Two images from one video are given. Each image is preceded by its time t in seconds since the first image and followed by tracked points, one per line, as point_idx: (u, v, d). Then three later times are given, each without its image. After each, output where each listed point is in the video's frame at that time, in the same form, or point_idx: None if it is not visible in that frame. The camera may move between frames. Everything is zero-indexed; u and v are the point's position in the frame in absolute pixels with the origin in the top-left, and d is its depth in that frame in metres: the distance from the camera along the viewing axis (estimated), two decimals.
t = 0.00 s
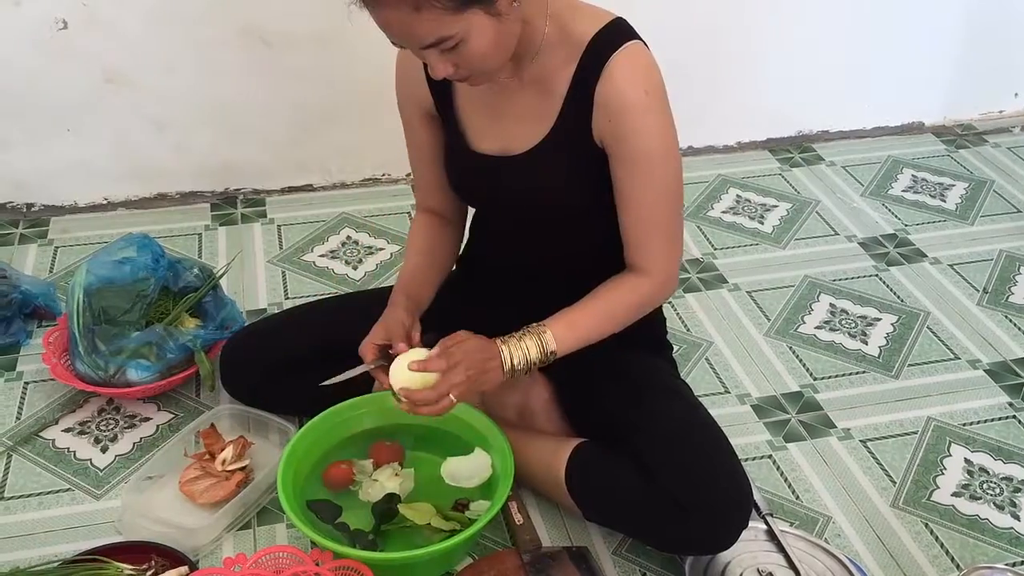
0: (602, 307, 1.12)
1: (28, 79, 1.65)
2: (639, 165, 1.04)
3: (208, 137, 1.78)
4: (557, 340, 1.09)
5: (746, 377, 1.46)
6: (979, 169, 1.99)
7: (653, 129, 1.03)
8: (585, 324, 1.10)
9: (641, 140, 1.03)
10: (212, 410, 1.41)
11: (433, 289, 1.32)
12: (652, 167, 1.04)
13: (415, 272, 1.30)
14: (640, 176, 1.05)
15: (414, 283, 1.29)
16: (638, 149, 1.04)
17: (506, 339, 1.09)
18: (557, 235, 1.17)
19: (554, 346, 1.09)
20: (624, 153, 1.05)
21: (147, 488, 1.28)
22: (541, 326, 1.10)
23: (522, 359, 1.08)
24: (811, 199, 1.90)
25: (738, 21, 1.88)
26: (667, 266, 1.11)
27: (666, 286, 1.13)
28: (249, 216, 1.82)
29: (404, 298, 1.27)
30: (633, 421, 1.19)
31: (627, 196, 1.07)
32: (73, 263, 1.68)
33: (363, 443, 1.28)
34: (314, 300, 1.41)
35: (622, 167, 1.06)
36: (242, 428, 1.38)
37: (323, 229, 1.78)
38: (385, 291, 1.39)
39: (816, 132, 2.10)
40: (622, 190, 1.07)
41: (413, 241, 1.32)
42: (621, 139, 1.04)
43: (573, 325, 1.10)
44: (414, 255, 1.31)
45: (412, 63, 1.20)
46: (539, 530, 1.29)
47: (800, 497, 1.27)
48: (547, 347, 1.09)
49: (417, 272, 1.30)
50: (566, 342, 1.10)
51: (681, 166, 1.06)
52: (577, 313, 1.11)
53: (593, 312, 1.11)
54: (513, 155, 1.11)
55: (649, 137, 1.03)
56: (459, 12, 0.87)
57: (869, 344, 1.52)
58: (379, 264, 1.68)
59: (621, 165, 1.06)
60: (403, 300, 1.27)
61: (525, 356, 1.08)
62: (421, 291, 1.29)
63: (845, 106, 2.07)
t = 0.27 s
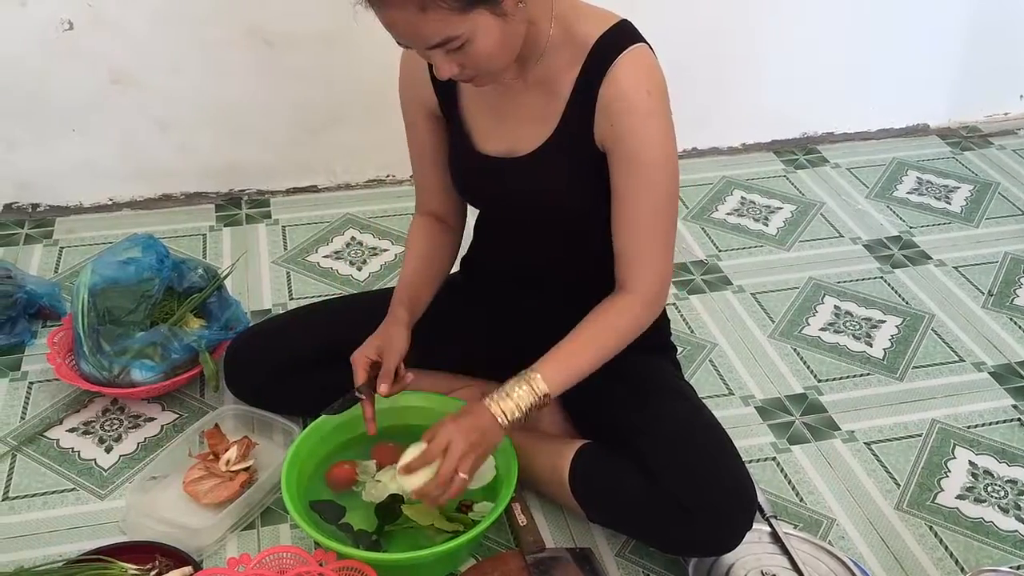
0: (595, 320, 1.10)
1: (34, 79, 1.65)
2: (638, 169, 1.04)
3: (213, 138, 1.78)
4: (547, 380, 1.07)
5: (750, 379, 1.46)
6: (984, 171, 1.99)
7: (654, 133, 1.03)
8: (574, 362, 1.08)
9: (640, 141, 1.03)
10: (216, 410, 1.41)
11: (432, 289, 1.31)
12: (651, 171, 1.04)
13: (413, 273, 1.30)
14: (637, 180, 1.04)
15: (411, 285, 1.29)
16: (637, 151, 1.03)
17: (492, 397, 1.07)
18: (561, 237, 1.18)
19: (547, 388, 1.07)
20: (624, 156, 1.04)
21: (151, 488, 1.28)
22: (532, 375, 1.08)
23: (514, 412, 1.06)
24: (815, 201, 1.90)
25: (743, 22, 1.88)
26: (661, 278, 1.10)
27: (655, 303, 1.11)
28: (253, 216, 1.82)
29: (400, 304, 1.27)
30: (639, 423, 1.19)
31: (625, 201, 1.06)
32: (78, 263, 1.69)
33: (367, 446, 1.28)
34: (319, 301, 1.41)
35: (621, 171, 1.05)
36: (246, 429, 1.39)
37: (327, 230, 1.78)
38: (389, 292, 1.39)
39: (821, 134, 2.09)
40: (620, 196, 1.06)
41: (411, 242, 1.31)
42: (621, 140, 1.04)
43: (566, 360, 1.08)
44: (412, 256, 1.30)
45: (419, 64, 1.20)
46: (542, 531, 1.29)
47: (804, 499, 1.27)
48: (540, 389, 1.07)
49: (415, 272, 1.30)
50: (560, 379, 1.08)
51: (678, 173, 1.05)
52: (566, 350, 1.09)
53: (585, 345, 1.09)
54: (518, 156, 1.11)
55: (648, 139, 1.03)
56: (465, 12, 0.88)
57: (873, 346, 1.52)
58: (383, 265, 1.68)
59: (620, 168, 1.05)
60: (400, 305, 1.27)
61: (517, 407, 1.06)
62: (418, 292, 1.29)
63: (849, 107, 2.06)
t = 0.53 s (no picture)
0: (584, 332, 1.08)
1: (37, 80, 1.65)
2: (630, 173, 1.03)
3: (217, 140, 1.79)
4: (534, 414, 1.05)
5: (753, 381, 1.45)
6: (988, 173, 1.98)
7: (648, 138, 1.02)
8: (561, 390, 1.06)
9: (633, 148, 1.02)
10: (220, 411, 1.41)
11: (432, 289, 1.31)
12: (644, 178, 1.03)
13: (415, 273, 1.30)
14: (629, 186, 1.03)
15: (412, 285, 1.29)
16: (631, 157, 1.03)
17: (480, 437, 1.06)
18: (564, 238, 1.18)
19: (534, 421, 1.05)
20: (617, 159, 1.03)
21: (155, 488, 1.29)
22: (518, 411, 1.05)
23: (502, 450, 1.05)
24: (819, 203, 1.90)
25: (746, 25, 1.88)
26: (647, 290, 1.08)
27: (640, 319, 1.09)
28: (258, 217, 1.82)
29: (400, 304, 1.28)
30: (646, 426, 1.19)
31: (615, 206, 1.05)
32: (82, 263, 1.69)
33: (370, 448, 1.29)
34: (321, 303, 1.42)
35: (613, 174, 1.04)
36: (250, 429, 1.38)
37: (332, 231, 1.78)
38: (392, 294, 1.39)
39: (825, 136, 2.09)
40: (611, 200, 1.05)
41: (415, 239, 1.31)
42: (615, 147, 1.03)
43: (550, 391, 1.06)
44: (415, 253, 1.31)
45: (422, 66, 1.20)
46: (544, 532, 1.29)
47: (808, 502, 1.27)
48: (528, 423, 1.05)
49: (416, 271, 1.30)
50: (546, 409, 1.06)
51: (671, 184, 1.05)
52: (551, 379, 1.07)
53: (571, 369, 1.07)
54: (517, 159, 1.12)
55: (642, 146, 1.02)
56: (463, 17, 0.88)
57: (877, 349, 1.52)
58: (386, 266, 1.68)
59: (613, 172, 1.04)
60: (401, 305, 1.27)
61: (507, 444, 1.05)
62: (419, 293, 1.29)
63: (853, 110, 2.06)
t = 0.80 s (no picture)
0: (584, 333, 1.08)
1: (38, 80, 1.65)
2: (631, 172, 1.03)
3: (218, 141, 1.79)
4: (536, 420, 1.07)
5: (755, 383, 1.45)
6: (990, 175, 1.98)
7: (649, 138, 1.02)
8: (563, 393, 1.07)
9: (634, 148, 1.02)
10: (221, 412, 1.40)
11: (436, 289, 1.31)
12: (646, 176, 1.03)
13: (418, 272, 1.29)
14: (631, 186, 1.03)
15: (416, 285, 1.29)
16: (633, 156, 1.02)
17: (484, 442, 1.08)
18: (566, 238, 1.18)
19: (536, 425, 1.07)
20: (618, 158, 1.03)
21: (157, 490, 1.29)
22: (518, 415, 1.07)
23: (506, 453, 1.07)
24: (820, 205, 1.90)
25: (747, 26, 1.87)
26: (647, 289, 1.07)
27: (640, 321, 1.08)
28: (259, 219, 1.82)
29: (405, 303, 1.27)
30: (647, 427, 1.19)
31: (616, 205, 1.05)
32: (84, 264, 1.69)
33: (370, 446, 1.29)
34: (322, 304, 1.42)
35: (614, 173, 1.04)
36: (251, 430, 1.38)
37: (333, 233, 1.78)
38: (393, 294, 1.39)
39: (826, 137, 2.09)
40: (612, 199, 1.05)
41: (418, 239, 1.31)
42: (616, 146, 1.03)
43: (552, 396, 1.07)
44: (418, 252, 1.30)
45: (423, 68, 1.20)
46: (546, 533, 1.29)
47: (809, 503, 1.27)
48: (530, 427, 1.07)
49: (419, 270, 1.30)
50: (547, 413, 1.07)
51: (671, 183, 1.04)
52: (555, 381, 1.07)
53: (572, 374, 1.07)
54: (518, 159, 1.11)
55: (644, 145, 1.02)
56: (466, 16, 0.87)
57: (879, 350, 1.52)
58: (387, 268, 1.68)
59: (614, 171, 1.04)
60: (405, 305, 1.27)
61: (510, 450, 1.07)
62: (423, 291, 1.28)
63: (855, 111, 2.06)
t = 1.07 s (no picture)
0: (610, 317, 1.12)
1: (39, 81, 1.65)
2: (644, 171, 1.05)
3: (219, 142, 1.79)
4: (559, 372, 1.09)
5: (755, 383, 1.45)
6: (991, 176, 1.98)
7: (659, 133, 1.04)
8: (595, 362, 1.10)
9: (643, 147, 1.04)
10: (221, 412, 1.41)
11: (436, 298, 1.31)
12: (658, 174, 1.05)
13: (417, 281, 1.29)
14: (644, 184, 1.05)
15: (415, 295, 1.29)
16: (641, 155, 1.04)
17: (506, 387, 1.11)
18: (566, 238, 1.18)
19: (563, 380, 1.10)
20: (631, 159, 1.05)
21: (158, 490, 1.30)
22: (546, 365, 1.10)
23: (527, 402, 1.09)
24: (821, 205, 1.90)
25: (748, 27, 1.88)
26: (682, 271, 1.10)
27: (676, 305, 1.12)
28: (260, 219, 1.82)
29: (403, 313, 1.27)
30: (646, 426, 1.19)
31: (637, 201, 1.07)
32: (84, 265, 1.69)
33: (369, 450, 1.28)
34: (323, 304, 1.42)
35: (630, 173, 1.06)
36: (251, 430, 1.39)
37: (334, 233, 1.79)
38: (394, 295, 1.39)
39: (827, 138, 2.09)
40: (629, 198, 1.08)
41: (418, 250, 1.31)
42: (625, 146, 1.05)
43: (579, 355, 1.10)
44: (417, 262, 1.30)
45: (425, 66, 1.20)
46: (546, 534, 1.29)
47: (809, 504, 1.27)
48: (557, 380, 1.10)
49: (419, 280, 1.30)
50: (573, 371, 1.10)
51: (689, 178, 1.06)
52: (582, 348, 1.11)
53: (595, 343, 1.11)
54: (521, 159, 1.12)
55: (652, 144, 1.04)
56: (467, 15, 0.88)
57: (879, 351, 1.51)
58: (388, 268, 1.68)
59: (629, 170, 1.06)
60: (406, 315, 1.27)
61: (532, 398, 1.09)
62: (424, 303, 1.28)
63: (856, 112, 2.06)
